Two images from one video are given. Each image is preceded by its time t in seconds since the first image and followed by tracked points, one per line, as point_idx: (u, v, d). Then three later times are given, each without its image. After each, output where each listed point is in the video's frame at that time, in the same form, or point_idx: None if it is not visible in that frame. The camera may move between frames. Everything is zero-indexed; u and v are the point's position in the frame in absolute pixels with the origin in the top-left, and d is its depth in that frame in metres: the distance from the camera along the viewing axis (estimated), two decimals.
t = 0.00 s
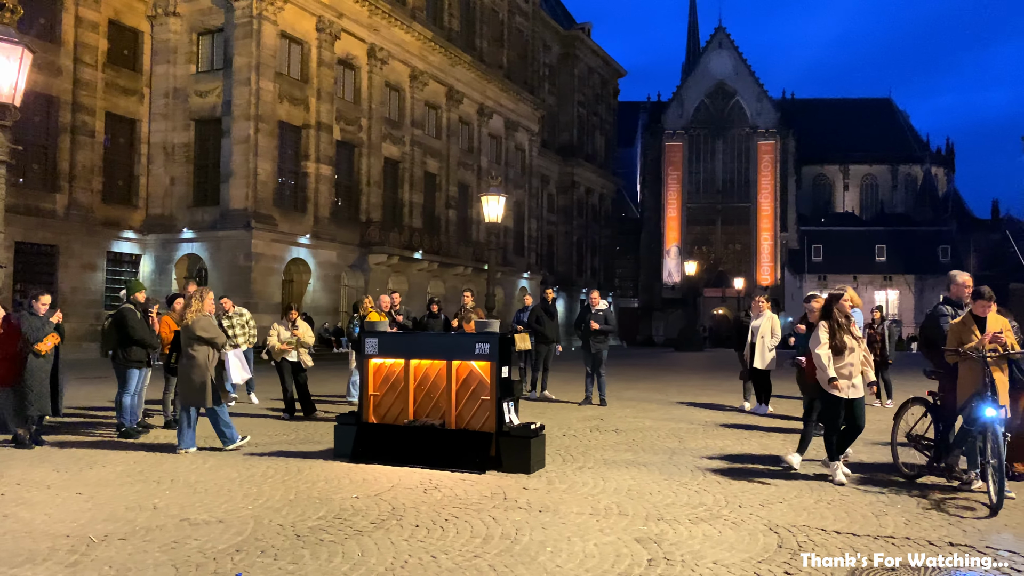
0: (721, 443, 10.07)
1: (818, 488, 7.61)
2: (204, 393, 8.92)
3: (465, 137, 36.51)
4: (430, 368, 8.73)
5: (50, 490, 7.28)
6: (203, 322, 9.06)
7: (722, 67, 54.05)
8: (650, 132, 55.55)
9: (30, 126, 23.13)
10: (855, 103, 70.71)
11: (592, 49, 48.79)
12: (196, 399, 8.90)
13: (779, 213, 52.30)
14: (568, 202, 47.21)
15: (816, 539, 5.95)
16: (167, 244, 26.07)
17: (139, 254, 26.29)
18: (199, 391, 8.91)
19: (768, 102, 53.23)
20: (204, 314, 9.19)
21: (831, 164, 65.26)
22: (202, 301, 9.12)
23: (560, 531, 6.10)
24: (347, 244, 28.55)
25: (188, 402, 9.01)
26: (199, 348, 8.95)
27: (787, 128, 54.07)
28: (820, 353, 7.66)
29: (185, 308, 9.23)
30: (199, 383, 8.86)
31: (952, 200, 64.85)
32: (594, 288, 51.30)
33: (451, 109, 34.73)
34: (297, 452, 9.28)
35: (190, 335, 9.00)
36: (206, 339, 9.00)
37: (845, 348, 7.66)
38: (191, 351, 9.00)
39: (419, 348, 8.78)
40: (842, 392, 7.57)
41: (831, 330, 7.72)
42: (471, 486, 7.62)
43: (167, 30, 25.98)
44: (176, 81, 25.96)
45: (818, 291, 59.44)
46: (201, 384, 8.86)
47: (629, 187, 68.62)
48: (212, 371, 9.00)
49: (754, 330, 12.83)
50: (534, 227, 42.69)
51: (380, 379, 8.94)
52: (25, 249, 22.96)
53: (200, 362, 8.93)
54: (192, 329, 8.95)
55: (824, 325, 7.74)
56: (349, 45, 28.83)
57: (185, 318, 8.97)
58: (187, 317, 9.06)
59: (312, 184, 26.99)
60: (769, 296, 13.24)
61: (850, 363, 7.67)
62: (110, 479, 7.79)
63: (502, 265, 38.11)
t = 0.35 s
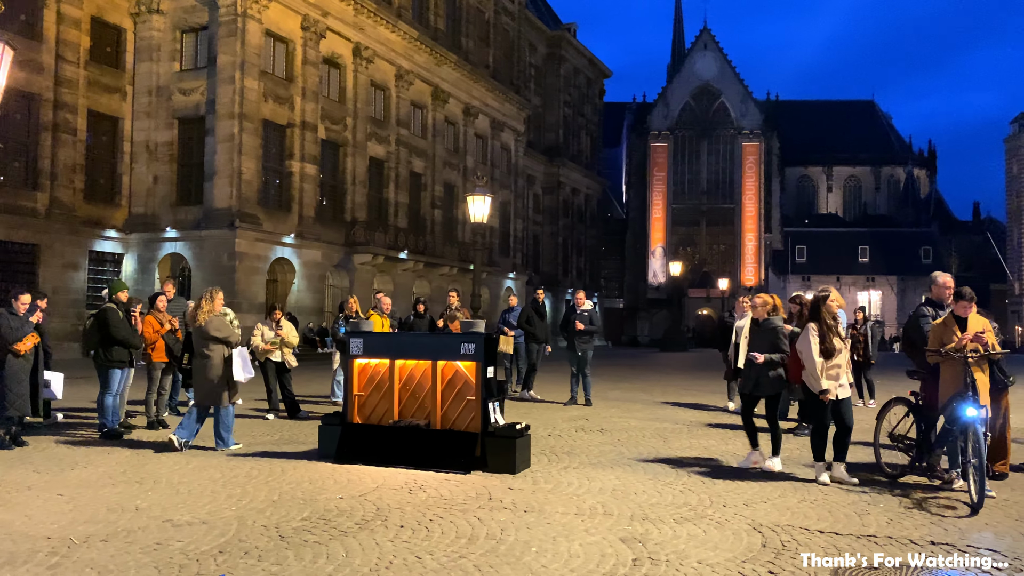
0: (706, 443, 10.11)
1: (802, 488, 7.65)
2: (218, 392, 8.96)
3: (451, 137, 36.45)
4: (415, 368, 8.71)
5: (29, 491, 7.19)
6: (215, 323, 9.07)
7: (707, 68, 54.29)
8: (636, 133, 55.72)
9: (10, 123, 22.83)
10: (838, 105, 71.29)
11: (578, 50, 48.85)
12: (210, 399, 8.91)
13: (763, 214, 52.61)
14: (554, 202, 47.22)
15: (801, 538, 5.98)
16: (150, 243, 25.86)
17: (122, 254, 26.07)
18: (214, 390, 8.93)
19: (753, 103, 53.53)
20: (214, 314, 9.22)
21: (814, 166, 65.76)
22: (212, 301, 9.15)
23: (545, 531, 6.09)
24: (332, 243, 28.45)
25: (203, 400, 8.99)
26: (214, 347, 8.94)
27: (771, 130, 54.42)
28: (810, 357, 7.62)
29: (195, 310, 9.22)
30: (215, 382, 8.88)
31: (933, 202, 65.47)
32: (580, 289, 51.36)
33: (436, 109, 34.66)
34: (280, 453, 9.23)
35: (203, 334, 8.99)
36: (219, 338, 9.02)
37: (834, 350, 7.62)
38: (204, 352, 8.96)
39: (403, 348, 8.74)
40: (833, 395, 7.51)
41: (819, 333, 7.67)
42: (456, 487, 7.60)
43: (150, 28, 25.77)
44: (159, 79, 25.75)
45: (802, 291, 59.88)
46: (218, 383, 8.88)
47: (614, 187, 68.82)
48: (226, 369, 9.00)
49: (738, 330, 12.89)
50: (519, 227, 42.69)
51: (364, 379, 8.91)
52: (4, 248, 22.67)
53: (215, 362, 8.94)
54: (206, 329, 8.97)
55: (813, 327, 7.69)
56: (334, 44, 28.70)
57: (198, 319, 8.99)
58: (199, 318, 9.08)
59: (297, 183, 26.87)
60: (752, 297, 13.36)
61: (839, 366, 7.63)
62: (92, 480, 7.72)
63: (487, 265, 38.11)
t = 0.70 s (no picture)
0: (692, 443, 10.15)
1: (786, 487, 7.71)
2: (220, 387, 9.10)
3: (438, 136, 36.42)
4: (402, 369, 8.68)
5: (12, 492, 7.12)
6: (225, 321, 9.33)
7: (693, 69, 54.52)
8: (622, 133, 55.89)
9: None
10: (822, 107, 71.78)
11: (565, 50, 48.93)
12: (216, 394, 9.08)
13: (749, 215, 52.87)
14: (541, 203, 47.26)
15: (785, 537, 6.02)
16: (134, 243, 25.68)
17: (106, 253, 25.87)
18: (219, 387, 9.10)
19: (739, 105, 53.79)
20: (223, 313, 9.44)
21: (800, 167, 66.21)
22: (223, 301, 9.37)
23: (531, 531, 6.09)
24: (318, 243, 28.34)
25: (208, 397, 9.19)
26: (223, 345, 9.21)
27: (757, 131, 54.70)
28: (798, 357, 7.59)
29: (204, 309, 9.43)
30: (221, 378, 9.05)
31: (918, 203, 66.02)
32: (567, 289, 51.44)
33: (424, 109, 34.60)
34: (265, 453, 9.19)
35: (213, 331, 9.24)
36: (229, 336, 9.30)
37: (822, 352, 7.57)
38: (211, 348, 9.22)
39: (390, 349, 8.71)
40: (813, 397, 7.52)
41: (811, 333, 7.61)
42: (442, 487, 7.58)
43: (135, 26, 25.60)
44: (144, 77, 25.57)
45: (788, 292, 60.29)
46: (225, 380, 9.07)
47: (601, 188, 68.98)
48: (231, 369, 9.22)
49: (724, 330, 12.98)
50: (507, 227, 42.67)
51: (351, 379, 8.88)
52: None
53: (222, 359, 9.17)
54: (216, 328, 9.23)
55: (804, 328, 7.63)
56: (321, 42, 28.59)
57: (209, 317, 9.22)
58: (209, 316, 9.29)
59: (283, 182, 26.75)
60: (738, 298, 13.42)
61: (825, 369, 7.58)
62: (75, 480, 7.66)
63: (474, 265, 38.11)
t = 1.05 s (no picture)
0: (678, 442, 10.18)
1: (772, 486, 7.75)
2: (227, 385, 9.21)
3: (425, 136, 36.36)
4: (388, 369, 8.66)
5: None
6: (231, 321, 9.37)
7: (680, 70, 54.70)
8: (610, 134, 56.03)
9: None
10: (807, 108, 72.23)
11: (552, 50, 48.96)
12: (222, 391, 9.17)
13: (735, 216, 53.10)
14: (528, 203, 47.26)
15: (770, 537, 6.04)
16: (118, 241, 25.50)
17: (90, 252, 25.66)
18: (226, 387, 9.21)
19: (725, 106, 54.05)
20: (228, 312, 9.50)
21: (785, 168, 66.61)
22: (227, 300, 9.44)
23: (518, 531, 6.09)
24: (304, 243, 28.23)
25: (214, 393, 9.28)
26: (228, 343, 9.26)
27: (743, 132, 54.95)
28: (796, 356, 7.63)
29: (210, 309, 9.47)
30: (225, 377, 9.12)
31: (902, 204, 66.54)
32: (554, 289, 51.50)
33: (411, 108, 34.51)
34: (252, 453, 9.15)
35: (219, 330, 9.26)
36: (235, 335, 9.35)
37: (821, 351, 7.56)
38: (218, 346, 9.26)
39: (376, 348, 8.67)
40: (813, 397, 7.53)
41: (810, 332, 7.60)
42: (429, 487, 7.56)
43: (120, 23, 25.40)
44: (129, 75, 25.38)
45: (773, 292, 60.65)
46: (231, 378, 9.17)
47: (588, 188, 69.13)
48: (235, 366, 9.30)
49: (710, 330, 13.02)
50: (494, 226, 42.65)
51: (337, 379, 8.85)
52: None
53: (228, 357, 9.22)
54: (223, 327, 9.25)
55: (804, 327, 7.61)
56: (307, 41, 28.48)
57: (215, 317, 9.27)
58: (215, 316, 9.37)
59: (269, 181, 26.62)
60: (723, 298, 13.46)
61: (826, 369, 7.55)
62: (58, 481, 7.59)
63: (462, 265, 38.11)
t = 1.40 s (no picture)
0: (663, 442, 10.21)
1: (756, 486, 7.80)
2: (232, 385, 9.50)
3: (412, 136, 36.28)
4: (374, 369, 8.64)
5: None
6: (232, 318, 9.59)
7: (667, 72, 54.90)
8: (596, 134, 56.20)
9: None
10: (792, 110, 72.71)
11: (540, 51, 48.99)
12: (226, 390, 9.46)
13: (721, 217, 53.32)
14: (515, 203, 47.24)
15: (754, 536, 6.07)
16: (102, 240, 25.32)
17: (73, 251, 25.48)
18: (233, 386, 9.50)
19: (711, 108, 54.30)
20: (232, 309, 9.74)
21: (770, 170, 67.03)
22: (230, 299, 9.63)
23: (504, 531, 6.09)
24: (290, 242, 28.09)
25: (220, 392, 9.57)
26: (229, 342, 9.49)
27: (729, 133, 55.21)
28: (799, 357, 7.53)
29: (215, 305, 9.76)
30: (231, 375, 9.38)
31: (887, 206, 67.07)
32: (541, 289, 51.54)
33: (397, 108, 34.44)
34: (238, 453, 9.12)
35: (220, 330, 9.52)
36: (235, 334, 9.54)
37: (822, 352, 7.56)
38: (218, 346, 9.51)
39: (362, 349, 8.66)
40: (816, 398, 7.43)
41: (813, 334, 7.60)
42: (414, 488, 7.56)
43: (104, 21, 25.19)
44: (113, 73, 25.18)
45: (758, 293, 60.96)
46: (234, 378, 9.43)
47: (575, 188, 69.24)
48: (238, 363, 9.52)
49: (695, 330, 13.06)
50: (481, 226, 42.59)
51: (323, 379, 8.82)
52: None
53: (229, 358, 9.45)
54: (222, 325, 9.49)
55: (806, 326, 7.61)
56: (293, 40, 28.37)
57: (215, 316, 9.53)
58: (217, 315, 9.61)
59: (255, 180, 26.50)
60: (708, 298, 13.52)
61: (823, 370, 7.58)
62: (40, 482, 7.52)
63: (448, 265, 38.08)
